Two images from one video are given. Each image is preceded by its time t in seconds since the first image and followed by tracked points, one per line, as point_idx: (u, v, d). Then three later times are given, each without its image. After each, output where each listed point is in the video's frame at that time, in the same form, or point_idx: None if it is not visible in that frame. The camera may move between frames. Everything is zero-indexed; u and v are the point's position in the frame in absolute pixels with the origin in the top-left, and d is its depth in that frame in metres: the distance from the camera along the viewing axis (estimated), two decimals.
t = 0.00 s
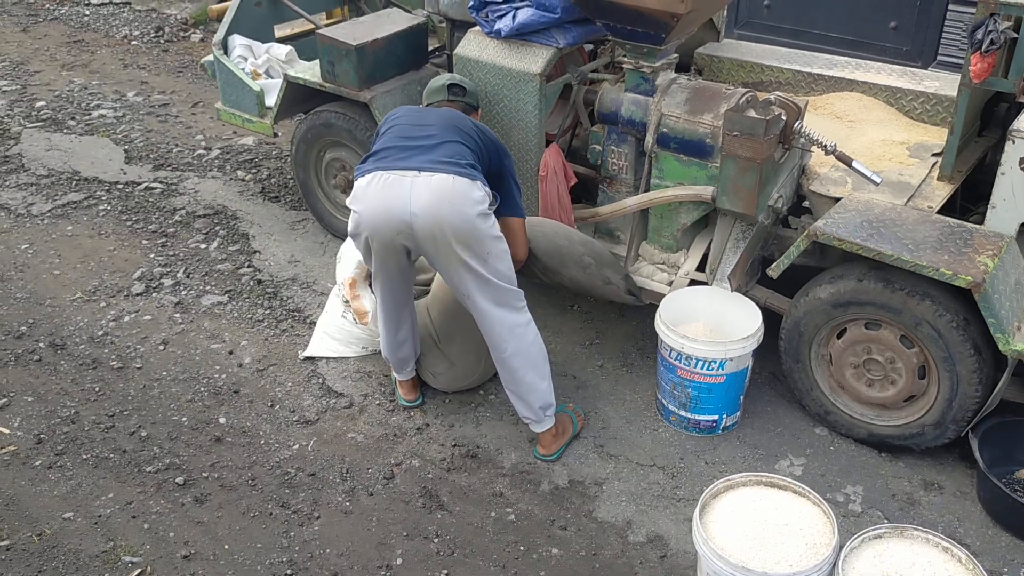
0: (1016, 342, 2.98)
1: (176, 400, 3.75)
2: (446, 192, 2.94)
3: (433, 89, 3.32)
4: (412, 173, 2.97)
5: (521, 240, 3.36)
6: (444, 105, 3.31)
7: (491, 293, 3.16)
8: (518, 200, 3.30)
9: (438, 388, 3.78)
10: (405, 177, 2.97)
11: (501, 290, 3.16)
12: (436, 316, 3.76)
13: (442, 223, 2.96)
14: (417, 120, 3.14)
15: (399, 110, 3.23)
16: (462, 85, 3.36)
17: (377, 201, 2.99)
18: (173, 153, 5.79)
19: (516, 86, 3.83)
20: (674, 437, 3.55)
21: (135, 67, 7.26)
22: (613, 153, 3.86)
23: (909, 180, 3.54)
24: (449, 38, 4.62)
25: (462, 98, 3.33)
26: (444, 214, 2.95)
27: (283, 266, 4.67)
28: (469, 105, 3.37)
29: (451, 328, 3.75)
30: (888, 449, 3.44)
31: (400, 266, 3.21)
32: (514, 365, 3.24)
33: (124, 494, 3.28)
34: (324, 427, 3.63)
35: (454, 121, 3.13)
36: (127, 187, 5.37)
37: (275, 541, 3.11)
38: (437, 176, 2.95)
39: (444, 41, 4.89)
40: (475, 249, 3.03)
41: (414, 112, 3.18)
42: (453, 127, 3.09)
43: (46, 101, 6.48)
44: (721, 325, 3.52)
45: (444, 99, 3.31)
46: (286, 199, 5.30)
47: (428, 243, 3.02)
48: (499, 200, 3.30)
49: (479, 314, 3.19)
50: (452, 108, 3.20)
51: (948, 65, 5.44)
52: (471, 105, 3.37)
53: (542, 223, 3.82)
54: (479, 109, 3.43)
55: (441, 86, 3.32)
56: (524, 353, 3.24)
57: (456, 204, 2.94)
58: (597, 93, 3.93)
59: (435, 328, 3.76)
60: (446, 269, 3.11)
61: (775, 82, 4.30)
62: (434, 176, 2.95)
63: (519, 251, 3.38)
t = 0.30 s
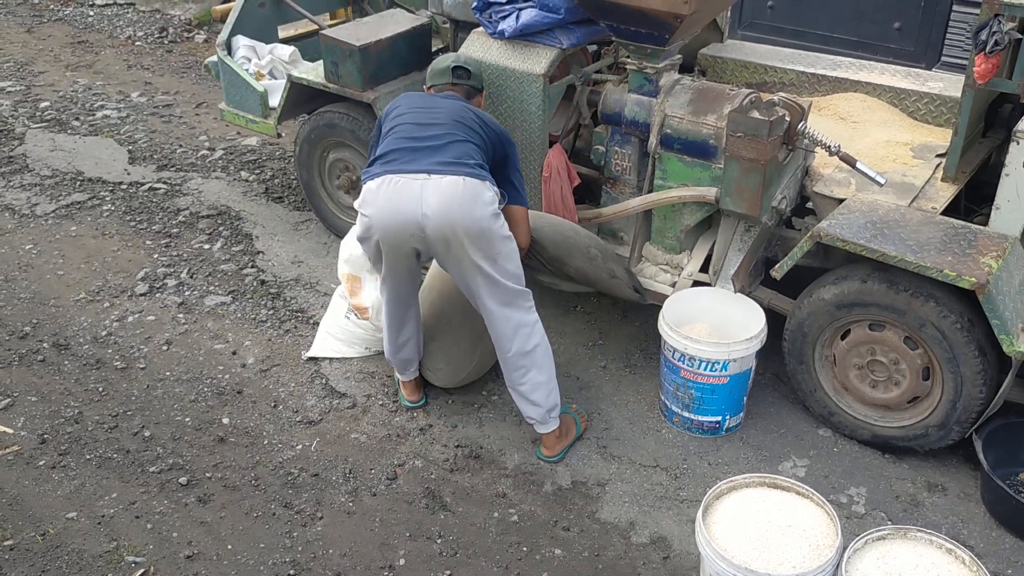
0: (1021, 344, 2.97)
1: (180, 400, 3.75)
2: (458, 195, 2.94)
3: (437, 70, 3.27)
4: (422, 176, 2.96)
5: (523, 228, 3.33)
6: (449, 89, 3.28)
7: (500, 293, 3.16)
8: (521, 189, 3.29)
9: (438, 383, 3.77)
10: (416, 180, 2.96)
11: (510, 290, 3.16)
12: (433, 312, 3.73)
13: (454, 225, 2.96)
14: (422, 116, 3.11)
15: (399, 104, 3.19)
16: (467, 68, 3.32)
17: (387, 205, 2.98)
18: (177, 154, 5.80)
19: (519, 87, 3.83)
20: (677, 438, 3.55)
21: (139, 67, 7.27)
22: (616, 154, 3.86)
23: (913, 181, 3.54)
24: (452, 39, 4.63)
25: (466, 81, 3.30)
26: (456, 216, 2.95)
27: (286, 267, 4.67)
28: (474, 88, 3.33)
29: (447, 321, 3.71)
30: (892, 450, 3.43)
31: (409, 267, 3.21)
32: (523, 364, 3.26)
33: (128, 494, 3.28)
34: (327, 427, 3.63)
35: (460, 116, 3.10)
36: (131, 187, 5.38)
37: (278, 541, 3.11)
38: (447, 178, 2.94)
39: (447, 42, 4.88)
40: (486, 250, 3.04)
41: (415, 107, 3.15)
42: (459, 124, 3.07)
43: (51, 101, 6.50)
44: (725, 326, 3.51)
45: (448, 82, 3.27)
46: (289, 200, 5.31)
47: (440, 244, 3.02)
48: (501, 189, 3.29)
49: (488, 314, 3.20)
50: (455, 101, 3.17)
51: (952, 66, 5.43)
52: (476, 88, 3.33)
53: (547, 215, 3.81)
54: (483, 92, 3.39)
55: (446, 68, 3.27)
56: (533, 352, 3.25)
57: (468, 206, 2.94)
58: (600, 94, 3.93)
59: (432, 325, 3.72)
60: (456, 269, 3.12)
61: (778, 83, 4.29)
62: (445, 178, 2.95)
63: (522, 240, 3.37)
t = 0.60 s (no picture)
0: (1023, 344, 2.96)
1: (182, 400, 3.76)
2: (465, 184, 2.95)
3: (435, 64, 3.30)
4: (428, 166, 2.97)
5: (531, 208, 3.30)
6: (446, 81, 3.30)
7: (507, 290, 3.15)
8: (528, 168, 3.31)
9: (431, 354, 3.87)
10: (422, 171, 2.97)
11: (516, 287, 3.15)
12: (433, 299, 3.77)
13: (461, 215, 2.97)
14: (425, 108, 3.14)
15: (400, 99, 3.21)
16: (463, 60, 3.36)
17: (394, 197, 2.98)
18: (180, 154, 5.82)
19: (521, 87, 3.84)
20: (679, 438, 3.55)
21: (141, 68, 7.28)
22: (618, 154, 3.86)
23: (915, 182, 3.54)
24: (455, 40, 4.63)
25: (463, 72, 3.33)
26: (463, 206, 2.95)
27: (289, 267, 4.68)
28: (471, 80, 3.37)
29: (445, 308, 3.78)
30: (894, 451, 3.43)
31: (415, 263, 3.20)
32: (529, 363, 3.23)
33: (130, 493, 3.29)
34: (330, 427, 3.64)
35: (463, 107, 3.13)
36: (134, 188, 5.39)
37: (280, 541, 3.12)
38: (454, 168, 2.96)
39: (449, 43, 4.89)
40: (493, 242, 3.04)
41: (416, 100, 3.17)
42: (462, 114, 3.10)
43: (54, 102, 6.51)
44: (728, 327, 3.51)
45: (446, 74, 3.30)
46: (292, 201, 5.32)
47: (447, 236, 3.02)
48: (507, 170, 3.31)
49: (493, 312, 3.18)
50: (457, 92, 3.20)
51: (955, 66, 5.42)
52: (472, 79, 3.37)
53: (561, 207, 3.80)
54: (479, 83, 3.43)
55: (444, 61, 3.30)
56: (538, 350, 3.24)
57: (474, 195, 2.96)
58: (602, 94, 3.93)
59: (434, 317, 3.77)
60: (463, 263, 3.12)
61: (781, 83, 4.29)
62: (451, 168, 2.96)
63: (529, 224, 3.34)
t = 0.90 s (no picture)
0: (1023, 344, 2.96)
1: (183, 400, 3.76)
2: (453, 172, 2.96)
3: (416, 51, 3.29)
4: (416, 156, 2.98)
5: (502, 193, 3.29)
6: (428, 69, 3.30)
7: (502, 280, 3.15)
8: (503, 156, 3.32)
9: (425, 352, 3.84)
10: (410, 161, 2.97)
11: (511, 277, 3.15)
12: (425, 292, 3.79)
13: (451, 202, 2.98)
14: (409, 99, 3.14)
15: (380, 90, 3.21)
16: (440, 47, 3.36)
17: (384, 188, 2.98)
18: (181, 154, 5.82)
19: (522, 88, 3.85)
20: (679, 438, 3.55)
21: (143, 68, 7.30)
22: (619, 154, 3.87)
23: (916, 182, 3.54)
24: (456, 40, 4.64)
25: (443, 60, 3.34)
26: (454, 194, 2.96)
27: (290, 267, 4.68)
28: (449, 67, 3.38)
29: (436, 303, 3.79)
30: (894, 450, 3.43)
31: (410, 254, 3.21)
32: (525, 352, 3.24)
33: (131, 493, 3.29)
34: (330, 427, 3.64)
35: (445, 95, 3.14)
36: (135, 188, 5.39)
37: (281, 540, 3.12)
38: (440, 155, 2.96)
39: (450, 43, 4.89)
40: (485, 230, 3.05)
41: (397, 90, 3.17)
42: (445, 102, 3.11)
43: (56, 102, 6.52)
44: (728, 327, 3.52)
45: (427, 61, 3.30)
46: (293, 201, 5.32)
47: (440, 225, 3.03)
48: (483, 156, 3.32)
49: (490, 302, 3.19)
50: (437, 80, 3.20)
51: (955, 66, 5.42)
52: (452, 67, 3.38)
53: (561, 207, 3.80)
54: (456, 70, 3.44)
55: (425, 49, 3.29)
56: (534, 339, 3.24)
57: (463, 181, 2.96)
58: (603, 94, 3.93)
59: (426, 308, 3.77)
60: (457, 253, 3.12)
61: (781, 83, 4.30)
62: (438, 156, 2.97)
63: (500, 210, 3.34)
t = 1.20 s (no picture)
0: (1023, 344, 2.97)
1: (184, 401, 3.76)
2: (441, 166, 2.98)
3: (391, 48, 3.33)
4: (404, 151, 3.00)
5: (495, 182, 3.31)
6: (405, 64, 3.33)
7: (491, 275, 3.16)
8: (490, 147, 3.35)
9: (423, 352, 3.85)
10: (398, 157, 3.00)
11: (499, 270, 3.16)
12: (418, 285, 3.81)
13: (439, 198, 3.00)
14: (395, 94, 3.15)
15: (365, 86, 3.22)
16: (416, 42, 3.38)
17: (373, 184, 3.01)
18: (182, 155, 5.83)
19: (522, 89, 3.85)
20: (680, 439, 3.55)
21: (143, 69, 7.30)
22: (619, 154, 3.87)
23: (916, 182, 3.54)
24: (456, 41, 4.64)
25: (419, 54, 3.36)
26: (442, 188, 2.99)
27: (290, 268, 4.69)
28: (427, 61, 3.40)
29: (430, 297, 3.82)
30: (894, 451, 3.43)
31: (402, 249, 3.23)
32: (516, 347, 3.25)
33: (131, 493, 3.30)
34: (331, 428, 3.65)
35: (430, 91, 3.16)
36: (136, 189, 5.40)
37: (281, 541, 3.12)
38: (428, 152, 2.99)
39: (450, 44, 4.90)
40: (473, 224, 3.07)
41: (382, 85, 3.19)
42: (430, 97, 3.13)
43: (56, 103, 6.53)
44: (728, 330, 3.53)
45: (403, 57, 3.33)
46: (293, 202, 5.32)
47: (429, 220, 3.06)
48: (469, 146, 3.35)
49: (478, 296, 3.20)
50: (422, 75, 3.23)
51: (956, 67, 5.42)
52: (428, 60, 3.40)
53: (560, 208, 3.82)
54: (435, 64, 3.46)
55: (400, 44, 3.33)
56: (524, 332, 3.25)
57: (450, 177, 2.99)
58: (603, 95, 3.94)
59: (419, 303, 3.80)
60: (447, 249, 3.14)
61: (782, 84, 4.30)
62: (426, 152, 2.99)
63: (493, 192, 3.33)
